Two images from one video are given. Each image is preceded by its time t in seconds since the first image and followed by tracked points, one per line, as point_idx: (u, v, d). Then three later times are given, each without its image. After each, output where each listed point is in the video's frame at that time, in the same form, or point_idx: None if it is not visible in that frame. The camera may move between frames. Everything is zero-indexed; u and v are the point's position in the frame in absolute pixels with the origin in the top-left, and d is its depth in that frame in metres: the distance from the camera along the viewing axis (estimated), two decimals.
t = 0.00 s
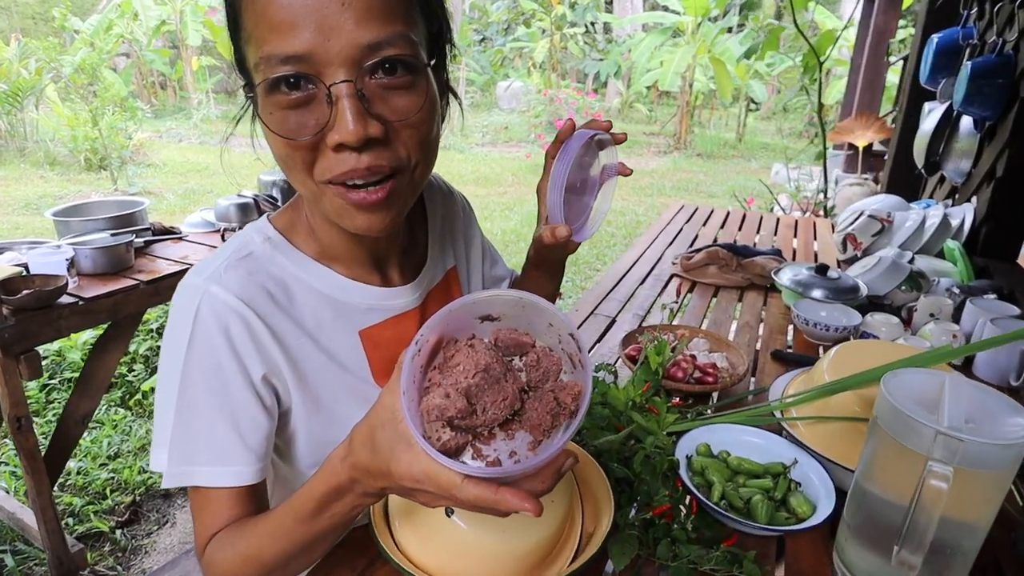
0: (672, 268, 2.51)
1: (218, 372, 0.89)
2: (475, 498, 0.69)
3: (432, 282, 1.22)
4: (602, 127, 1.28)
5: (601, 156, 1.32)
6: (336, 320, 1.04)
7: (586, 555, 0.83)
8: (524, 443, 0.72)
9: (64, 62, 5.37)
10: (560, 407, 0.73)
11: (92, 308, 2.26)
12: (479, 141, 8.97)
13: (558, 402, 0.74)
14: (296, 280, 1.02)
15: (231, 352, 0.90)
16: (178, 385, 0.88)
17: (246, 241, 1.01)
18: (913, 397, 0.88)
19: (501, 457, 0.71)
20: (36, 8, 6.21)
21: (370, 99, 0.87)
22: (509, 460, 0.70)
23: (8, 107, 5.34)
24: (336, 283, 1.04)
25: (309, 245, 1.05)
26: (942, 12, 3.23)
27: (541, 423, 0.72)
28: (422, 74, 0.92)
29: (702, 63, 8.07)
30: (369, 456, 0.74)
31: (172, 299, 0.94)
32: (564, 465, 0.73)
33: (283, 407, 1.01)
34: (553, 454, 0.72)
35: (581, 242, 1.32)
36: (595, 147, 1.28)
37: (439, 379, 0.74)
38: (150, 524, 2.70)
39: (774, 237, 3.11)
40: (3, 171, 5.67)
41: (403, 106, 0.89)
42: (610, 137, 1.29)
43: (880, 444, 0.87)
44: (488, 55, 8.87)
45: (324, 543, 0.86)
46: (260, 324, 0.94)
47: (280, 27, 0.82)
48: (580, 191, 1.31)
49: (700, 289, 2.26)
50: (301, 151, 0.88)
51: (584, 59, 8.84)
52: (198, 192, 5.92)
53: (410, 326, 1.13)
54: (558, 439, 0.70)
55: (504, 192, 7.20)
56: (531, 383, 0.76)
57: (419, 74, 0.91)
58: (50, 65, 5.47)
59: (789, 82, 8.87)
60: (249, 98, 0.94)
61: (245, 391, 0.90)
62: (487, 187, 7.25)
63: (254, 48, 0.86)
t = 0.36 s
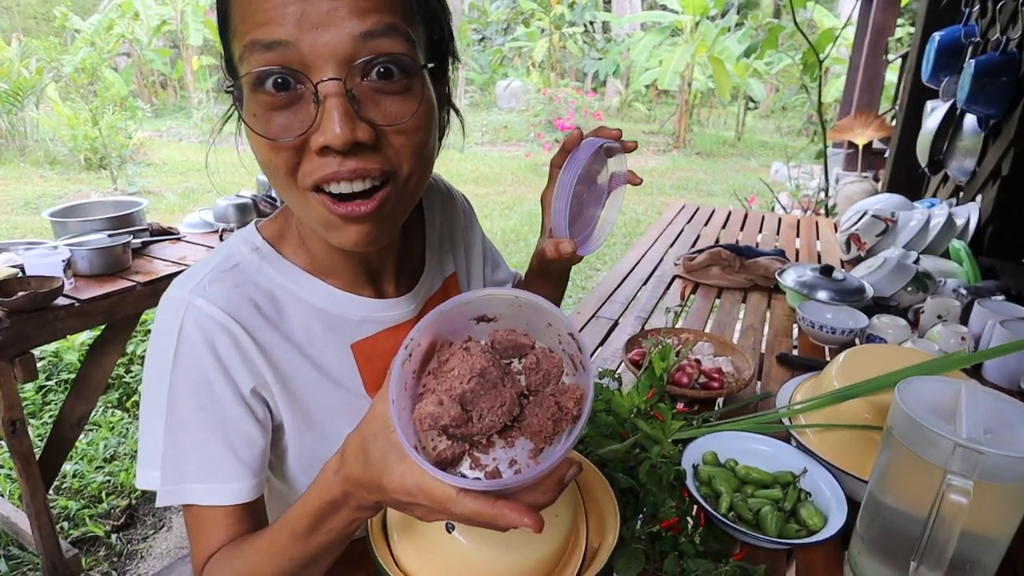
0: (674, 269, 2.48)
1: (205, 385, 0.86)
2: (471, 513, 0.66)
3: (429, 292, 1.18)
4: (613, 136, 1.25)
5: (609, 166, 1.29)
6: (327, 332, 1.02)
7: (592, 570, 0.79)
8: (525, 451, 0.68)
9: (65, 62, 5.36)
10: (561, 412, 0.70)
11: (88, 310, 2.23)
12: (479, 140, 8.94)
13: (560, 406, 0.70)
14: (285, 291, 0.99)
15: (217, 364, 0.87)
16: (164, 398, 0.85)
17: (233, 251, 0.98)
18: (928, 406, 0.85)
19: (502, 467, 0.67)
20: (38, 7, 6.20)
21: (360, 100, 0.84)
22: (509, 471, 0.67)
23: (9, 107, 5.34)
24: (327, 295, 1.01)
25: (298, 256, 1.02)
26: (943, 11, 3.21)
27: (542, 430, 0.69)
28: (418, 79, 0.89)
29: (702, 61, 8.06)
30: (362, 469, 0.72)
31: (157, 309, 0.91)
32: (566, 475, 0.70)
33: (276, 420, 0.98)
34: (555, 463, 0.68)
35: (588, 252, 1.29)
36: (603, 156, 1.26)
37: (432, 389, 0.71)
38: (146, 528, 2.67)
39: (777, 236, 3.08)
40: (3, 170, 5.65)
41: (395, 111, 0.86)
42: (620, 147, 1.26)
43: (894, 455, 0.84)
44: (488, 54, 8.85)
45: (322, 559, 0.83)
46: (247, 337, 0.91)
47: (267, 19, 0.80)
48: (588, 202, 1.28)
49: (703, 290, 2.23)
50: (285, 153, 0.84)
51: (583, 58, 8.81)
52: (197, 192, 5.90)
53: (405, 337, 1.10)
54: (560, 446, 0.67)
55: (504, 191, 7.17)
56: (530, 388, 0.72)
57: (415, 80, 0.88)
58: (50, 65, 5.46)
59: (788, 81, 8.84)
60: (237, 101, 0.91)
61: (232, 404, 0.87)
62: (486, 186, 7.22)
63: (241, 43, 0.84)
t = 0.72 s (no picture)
0: (674, 277, 2.49)
1: (201, 400, 0.86)
2: (461, 528, 0.66)
3: (426, 304, 1.19)
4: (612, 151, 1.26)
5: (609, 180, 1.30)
6: (324, 346, 1.02)
7: None
8: (516, 465, 0.69)
9: (66, 72, 5.38)
10: (552, 425, 0.70)
11: (89, 320, 2.23)
12: (479, 149, 8.98)
13: (551, 420, 0.70)
14: (281, 305, 0.99)
15: (213, 378, 0.88)
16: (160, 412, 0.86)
17: (231, 264, 0.99)
18: (928, 415, 0.85)
19: (493, 481, 0.67)
20: (41, 19, 6.26)
21: (363, 115, 0.85)
22: (500, 485, 0.67)
23: (10, 117, 5.37)
24: (323, 309, 1.01)
25: (296, 271, 1.02)
26: (941, 20, 3.23)
27: (533, 444, 0.69)
28: (420, 95, 0.90)
29: (701, 70, 8.08)
30: (353, 483, 0.72)
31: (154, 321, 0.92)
32: (558, 490, 0.70)
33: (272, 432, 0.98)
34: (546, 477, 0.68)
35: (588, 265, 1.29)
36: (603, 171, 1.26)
37: (423, 402, 0.71)
38: (146, 538, 2.66)
39: (776, 245, 3.08)
40: (5, 181, 5.68)
41: (398, 126, 0.87)
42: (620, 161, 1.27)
43: (892, 465, 0.84)
44: (488, 64, 8.89)
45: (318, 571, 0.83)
46: (243, 350, 0.91)
47: (270, 32, 0.81)
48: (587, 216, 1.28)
49: (703, 299, 2.23)
50: (288, 168, 0.85)
51: (583, 66, 8.85)
52: (198, 201, 5.92)
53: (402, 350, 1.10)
54: (552, 460, 0.67)
55: (504, 200, 7.19)
56: (522, 401, 0.72)
57: (418, 95, 0.89)
58: (52, 75, 5.50)
59: (787, 89, 8.87)
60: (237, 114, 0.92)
61: (228, 418, 0.88)
62: (486, 194, 7.24)
63: (242, 57, 0.85)
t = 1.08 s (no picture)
0: (672, 280, 2.49)
1: (204, 402, 0.87)
2: (466, 530, 0.67)
3: (420, 307, 1.20)
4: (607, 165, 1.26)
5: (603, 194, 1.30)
6: (323, 348, 1.03)
7: None
8: (519, 470, 0.69)
9: (66, 76, 5.40)
10: (555, 431, 0.71)
11: (89, 324, 2.24)
12: (479, 152, 9.00)
13: (554, 426, 0.71)
14: (281, 306, 1.00)
15: (216, 380, 0.88)
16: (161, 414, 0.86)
17: (230, 266, 0.99)
18: (922, 416, 0.85)
19: (496, 484, 0.68)
20: (40, 22, 6.28)
21: (360, 114, 0.86)
22: (503, 488, 0.68)
23: (9, 120, 5.40)
24: (322, 309, 1.02)
25: (296, 272, 1.03)
26: (938, 23, 3.24)
27: (536, 449, 0.69)
28: (415, 90, 0.91)
29: (700, 72, 8.09)
30: (358, 486, 0.72)
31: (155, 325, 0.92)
32: (560, 493, 0.70)
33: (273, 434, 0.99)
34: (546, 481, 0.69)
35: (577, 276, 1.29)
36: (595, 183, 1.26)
37: (427, 407, 0.71)
38: (146, 541, 2.67)
39: (775, 247, 3.09)
40: (4, 184, 5.70)
41: (395, 121, 0.89)
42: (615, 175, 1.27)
43: (888, 466, 0.85)
44: (487, 66, 8.90)
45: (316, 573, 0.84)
46: (245, 351, 0.92)
47: (268, 41, 0.81)
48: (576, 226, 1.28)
49: (701, 301, 2.24)
50: (287, 165, 0.86)
51: (582, 69, 8.85)
52: (198, 204, 5.93)
53: (400, 353, 1.11)
54: (554, 464, 0.67)
55: (504, 202, 7.21)
56: (525, 407, 0.73)
57: (414, 90, 0.90)
58: (51, 78, 5.51)
59: (787, 91, 8.88)
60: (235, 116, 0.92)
61: (230, 419, 0.88)
62: (486, 197, 7.25)
63: (240, 61, 0.85)
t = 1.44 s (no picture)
0: (669, 282, 2.50)
1: (210, 392, 0.89)
2: (478, 490, 0.65)
3: (407, 304, 1.22)
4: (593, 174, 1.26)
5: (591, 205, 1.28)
6: (319, 342, 1.05)
7: None
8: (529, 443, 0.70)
9: (65, 79, 5.42)
10: (564, 406, 0.72)
11: (88, 327, 2.25)
12: (478, 154, 9.03)
13: (563, 403, 0.73)
14: (282, 301, 1.02)
15: (221, 370, 0.90)
16: (167, 401, 0.87)
17: (232, 260, 1.00)
18: (911, 420, 0.87)
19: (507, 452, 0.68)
20: (40, 25, 6.31)
21: (370, 123, 0.88)
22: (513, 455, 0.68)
23: (9, 123, 5.42)
24: (320, 307, 1.04)
25: (294, 271, 1.05)
26: (933, 27, 3.26)
27: (546, 424, 0.70)
28: (420, 100, 0.93)
29: (698, 75, 8.12)
30: (372, 462, 0.71)
31: (159, 316, 0.93)
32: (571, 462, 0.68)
33: (274, 425, 1.00)
34: (553, 445, 0.67)
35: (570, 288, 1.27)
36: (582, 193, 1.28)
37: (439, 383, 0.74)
38: (144, 545, 2.67)
39: (772, 250, 3.11)
40: (3, 187, 5.71)
41: (400, 130, 0.91)
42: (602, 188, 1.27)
43: (879, 467, 0.86)
44: (486, 69, 8.92)
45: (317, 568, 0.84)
46: (250, 342, 0.94)
47: (283, 57, 0.83)
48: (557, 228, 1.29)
49: (698, 304, 2.25)
50: (299, 170, 0.88)
51: (581, 72, 8.87)
52: (197, 207, 5.94)
53: (394, 349, 1.13)
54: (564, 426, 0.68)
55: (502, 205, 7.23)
56: (537, 387, 0.76)
57: (419, 99, 0.92)
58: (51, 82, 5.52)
59: (785, 94, 8.91)
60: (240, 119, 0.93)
61: (234, 409, 0.90)
62: (485, 200, 7.27)
63: (252, 69, 0.86)
